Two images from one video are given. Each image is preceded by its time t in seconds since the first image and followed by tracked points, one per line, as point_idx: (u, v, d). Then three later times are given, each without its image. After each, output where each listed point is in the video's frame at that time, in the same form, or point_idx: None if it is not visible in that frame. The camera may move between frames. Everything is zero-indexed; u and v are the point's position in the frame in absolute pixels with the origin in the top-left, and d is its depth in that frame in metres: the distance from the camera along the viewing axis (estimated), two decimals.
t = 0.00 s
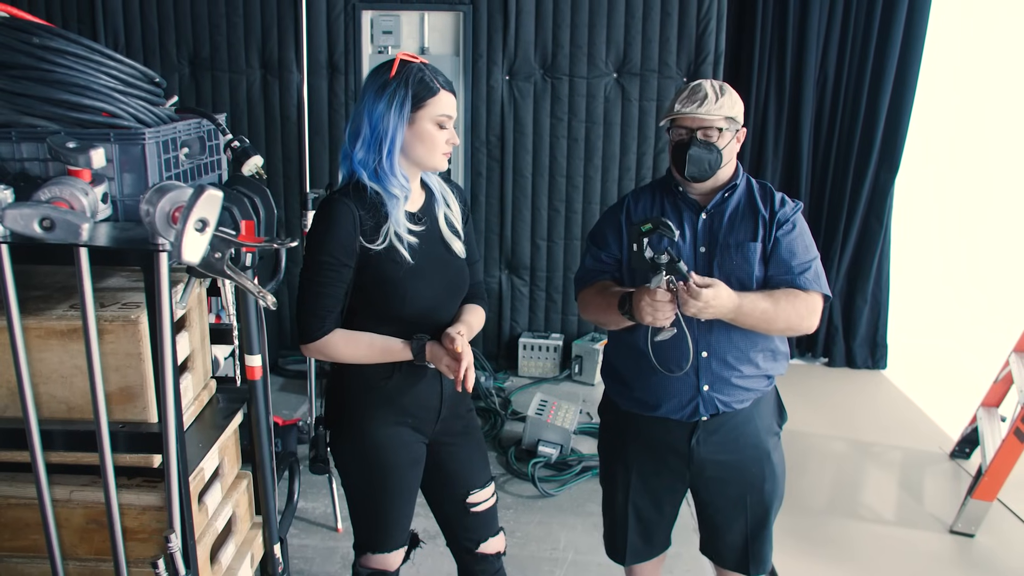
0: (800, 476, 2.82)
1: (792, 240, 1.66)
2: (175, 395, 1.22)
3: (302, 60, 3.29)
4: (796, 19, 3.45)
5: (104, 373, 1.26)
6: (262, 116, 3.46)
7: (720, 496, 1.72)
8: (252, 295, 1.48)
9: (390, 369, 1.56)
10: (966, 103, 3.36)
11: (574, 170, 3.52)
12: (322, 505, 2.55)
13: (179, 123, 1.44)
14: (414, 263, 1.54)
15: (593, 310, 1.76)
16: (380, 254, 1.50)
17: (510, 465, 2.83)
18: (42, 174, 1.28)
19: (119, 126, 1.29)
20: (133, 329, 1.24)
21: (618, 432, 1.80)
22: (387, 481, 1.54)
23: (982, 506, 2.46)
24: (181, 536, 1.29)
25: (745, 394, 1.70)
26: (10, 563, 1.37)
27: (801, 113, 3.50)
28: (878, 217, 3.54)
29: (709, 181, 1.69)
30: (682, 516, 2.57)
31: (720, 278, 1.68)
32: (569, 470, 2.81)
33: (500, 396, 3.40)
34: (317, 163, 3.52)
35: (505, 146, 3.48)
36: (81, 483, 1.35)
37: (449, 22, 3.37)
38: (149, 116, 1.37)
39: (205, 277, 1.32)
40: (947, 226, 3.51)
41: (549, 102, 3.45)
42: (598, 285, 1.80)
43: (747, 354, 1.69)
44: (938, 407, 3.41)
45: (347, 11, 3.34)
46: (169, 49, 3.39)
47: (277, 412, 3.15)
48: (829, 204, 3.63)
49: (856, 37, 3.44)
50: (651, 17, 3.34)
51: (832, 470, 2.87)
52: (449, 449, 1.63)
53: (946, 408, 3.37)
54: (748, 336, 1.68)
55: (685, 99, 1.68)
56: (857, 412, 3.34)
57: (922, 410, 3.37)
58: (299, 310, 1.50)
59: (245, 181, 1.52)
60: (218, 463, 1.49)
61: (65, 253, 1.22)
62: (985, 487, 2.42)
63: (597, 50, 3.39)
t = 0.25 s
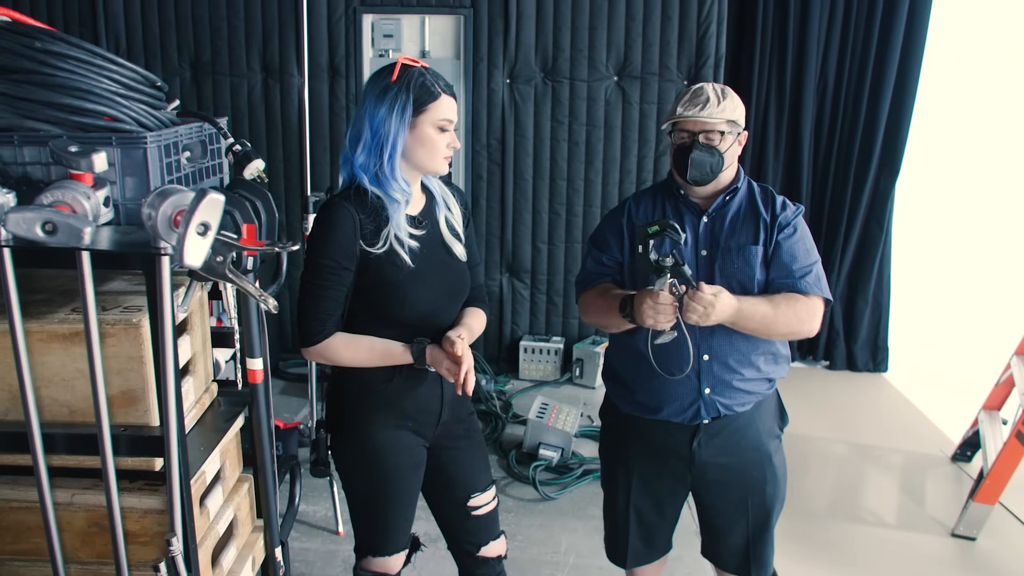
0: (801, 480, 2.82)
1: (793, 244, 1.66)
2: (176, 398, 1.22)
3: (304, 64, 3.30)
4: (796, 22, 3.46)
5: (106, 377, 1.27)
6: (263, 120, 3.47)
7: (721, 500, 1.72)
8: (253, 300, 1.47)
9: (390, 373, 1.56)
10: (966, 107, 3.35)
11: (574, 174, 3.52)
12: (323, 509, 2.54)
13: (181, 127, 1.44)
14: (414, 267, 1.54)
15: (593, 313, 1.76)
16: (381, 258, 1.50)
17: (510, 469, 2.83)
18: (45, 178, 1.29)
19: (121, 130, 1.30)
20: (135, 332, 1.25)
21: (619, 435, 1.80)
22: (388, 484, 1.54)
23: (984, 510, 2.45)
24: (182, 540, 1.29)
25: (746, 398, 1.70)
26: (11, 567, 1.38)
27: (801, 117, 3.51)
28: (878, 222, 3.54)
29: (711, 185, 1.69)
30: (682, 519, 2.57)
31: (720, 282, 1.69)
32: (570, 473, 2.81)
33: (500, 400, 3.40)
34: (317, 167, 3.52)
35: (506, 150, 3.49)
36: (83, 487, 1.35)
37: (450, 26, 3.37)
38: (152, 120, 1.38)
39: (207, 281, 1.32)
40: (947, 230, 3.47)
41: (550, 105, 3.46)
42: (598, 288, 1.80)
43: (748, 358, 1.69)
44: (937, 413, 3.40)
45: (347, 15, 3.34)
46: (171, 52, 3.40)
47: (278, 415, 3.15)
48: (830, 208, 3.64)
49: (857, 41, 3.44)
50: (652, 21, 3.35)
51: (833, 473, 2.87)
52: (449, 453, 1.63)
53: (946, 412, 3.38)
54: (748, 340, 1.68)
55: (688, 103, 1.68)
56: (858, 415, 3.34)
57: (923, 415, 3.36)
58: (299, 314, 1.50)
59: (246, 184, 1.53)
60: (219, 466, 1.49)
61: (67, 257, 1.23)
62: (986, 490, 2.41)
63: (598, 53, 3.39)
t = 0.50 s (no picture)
0: (803, 481, 2.81)
1: (795, 246, 1.66)
2: (177, 401, 1.21)
3: (305, 65, 3.30)
4: (797, 23, 3.46)
5: (107, 379, 1.26)
6: (264, 122, 3.47)
7: (723, 501, 1.72)
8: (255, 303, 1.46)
9: (392, 375, 1.56)
10: (967, 108, 3.35)
11: (575, 175, 3.52)
12: (324, 511, 2.54)
13: (182, 128, 1.44)
14: (418, 269, 1.53)
15: (595, 314, 1.76)
16: (383, 260, 1.50)
17: (511, 471, 2.83)
18: (45, 180, 1.29)
19: (122, 132, 1.29)
20: (136, 335, 1.24)
21: (620, 437, 1.80)
22: (389, 486, 1.54)
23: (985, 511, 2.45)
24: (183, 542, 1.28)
25: (748, 399, 1.69)
26: (11, 570, 1.37)
27: (802, 118, 3.50)
28: (879, 222, 3.54)
29: (714, 186, 1.69)
30: (684, 521, 2.56)
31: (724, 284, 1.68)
32: (571, 475, 2.80)
33: (501, 401, 3.39)
34: (318, 168, 3.52)
35: (506, 151, 3.49)
36: (83, 489, 1.35)
37: (450, 27, 3.37)
38: (152, 122, 1.37)
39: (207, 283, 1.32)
40: (948, 230, 3.47)
41: (551, 107, 3.46)
42: (600, 289, 1.79)
43: (750, 359, 1.69)
44: (939, 414, 3.39)
45: (348, 17, 3.34)
46: (171, 54, 3.40)
47: (278, 417, 3.15)
48: (831, 209, 3.63)
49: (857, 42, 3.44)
50: (652, 22, 3.35)
51: (834, 474, 2.87)
52: (451, 455, 1.63)
53: (947, 413, 3.37)
54: (751, 342, 1.68)
55: (695, 103, 1.67)
56: (859, 416, 3.33)
57: (924, 416, 3.36)
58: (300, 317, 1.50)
59: (247, 186, 1.52)
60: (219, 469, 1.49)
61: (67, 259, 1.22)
62: (988, 492, 2.41)
63: (598, 55, 3.39)
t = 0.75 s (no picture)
0: (804, 483, 2.81)
1: (797, 246, 1.65)
2: (178, 404, 1.21)
3: (305, 67, 3.30)
4: (796, 25, 3.46)
5: (108, 383, 1.26)
6: (264, 124, 3.47)
7: (724, 503, 1.72)
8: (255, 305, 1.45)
9: (394, 378, 1.56)
10: (967, 106, 3.34)
11: (576, 178, 3.52)
12: (325, 513, 2.54)
13: (183, 132, 1.44)
14: (419, 271, 1.54)
15: (595, 317, 1.75)
16: (385, 261, 1.50)
17: (512, 473, 2.82)
18: (46, 183, 1.29)
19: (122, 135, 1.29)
20: (137, 338, 1.24)
21: (621, 439, 1.80)
22: (391, 489, 1.54)
23: (986, 513, 2.44)
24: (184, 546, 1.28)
25: (749, 401, 1.69)
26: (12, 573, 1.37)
27: (802, 120, 3.51)
28: (879, 224, 3.55)
29: (714, 188, 1.69)
30: (685, 523, 2.56)
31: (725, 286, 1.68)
32: (572, 477, 2.80)
33: (502, 403, 3.39)
34: (318, 171, 3.52)
35: (506, 153, 3.49)
36: (84, 493, 1.35)
37: (450, 29, 3.37)
38: (153, 125, 1.38)
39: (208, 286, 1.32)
40: (948, 232, 3.47)
41: (551, 109, 3.46)
42: (601, 292, 1.79)
43: (752, 361, 1.68)
44: (939, 416, 3.39)
45: (348, 19, 3.35)
46: (171, 56, 3.40)
47: (279, 420, 3.15)
48: (831, 210, 3.63)
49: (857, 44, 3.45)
50: (652, 25, 3.35)
51: (834, 476, 2.87)
52: (452, 457, 1.63)
53: (948, 415, 3.38)
54: (752, 343, 1.68)
55: (698, 104, 1.67)
56: (860, 418, 3.33)
57: (924, 418, 3.36)
58: (302, 319, 1.49)
59: (247, 190, 1.52)
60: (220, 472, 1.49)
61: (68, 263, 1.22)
62: (989, 494, 2.40)
63: (599, 57, 3.39)
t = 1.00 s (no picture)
0: (805, 486, 2.81)
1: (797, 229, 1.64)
2: (180, 407, 1.21)
3: (306, 70, 3.31)
4: (797, 28, 3.46)
5: (109, 386, 1.26)
6: (265, 127, 3.47)
7: (725, 505, 1.71)
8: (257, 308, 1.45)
9: (394, 381, 1.56)
10: (968, 108, 3.34)
11: (576, 180, 3.53)
12: (326, 516, 2.54)
13: (184, 134, 1.44)
14: (421, 273, 1.54)
15: (596, 318, 1.75)
16: (386, 263, 1.50)
17: (513, 476, 2.82)
18: (48, 186, 1.29)
19: (124, 138, 1.30)
20: (138, 341, 1.24)
21: (622, 441, 1.79)
22: (392, 491, 1.54)
23: (988, 516, 2.44)
24: (186, 549, 1.28)
25: (751, 402, 1.69)
26: None
27: (803, 122, 3.51)
28: (880, 226, 3.55)
29: (716, 190, 1.69)
30: (686, 526, 2.56)
31: (727, 286, 1.67)
32: (573, 480, 2.80)
33: (502, 406, 3.39)
34: (319, 173, 3.52)
35: (507, 156, 3.49)
36: (86, 495, 1.35)
37: (451, 32, 3.37)
38: (154, 128, 1.38)
39: (209, 289, 1.32)
40: (950, 232, 3.46)
41: (552, 111, 3.46)
42: (602, 292, 1.79)
43: (753, 362, 1.68)
44: (941, 418, 3.39)
45: (349, 22, 3.35)
46: (172, 59, 3.40)
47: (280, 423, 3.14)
48: (832, 213, 3.64)
49: (858, 47, 3.45)
50: (653, 27, 3.36)
51: (836, 479, 2.86)
52: (453, 460, 1.63)
53: (950, 418, 3.36)
54: (754, 344, 1.68)
55: (701, 104, 1.68)
56: (861, 421, 3.33)
57: (926, 420, 3.36)
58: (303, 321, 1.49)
59: (248, 194, 1.52)
60: (222, 475, 1.49)
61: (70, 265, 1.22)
62: (990, 497, 2.40)
63: (599, 60, 3.40)
